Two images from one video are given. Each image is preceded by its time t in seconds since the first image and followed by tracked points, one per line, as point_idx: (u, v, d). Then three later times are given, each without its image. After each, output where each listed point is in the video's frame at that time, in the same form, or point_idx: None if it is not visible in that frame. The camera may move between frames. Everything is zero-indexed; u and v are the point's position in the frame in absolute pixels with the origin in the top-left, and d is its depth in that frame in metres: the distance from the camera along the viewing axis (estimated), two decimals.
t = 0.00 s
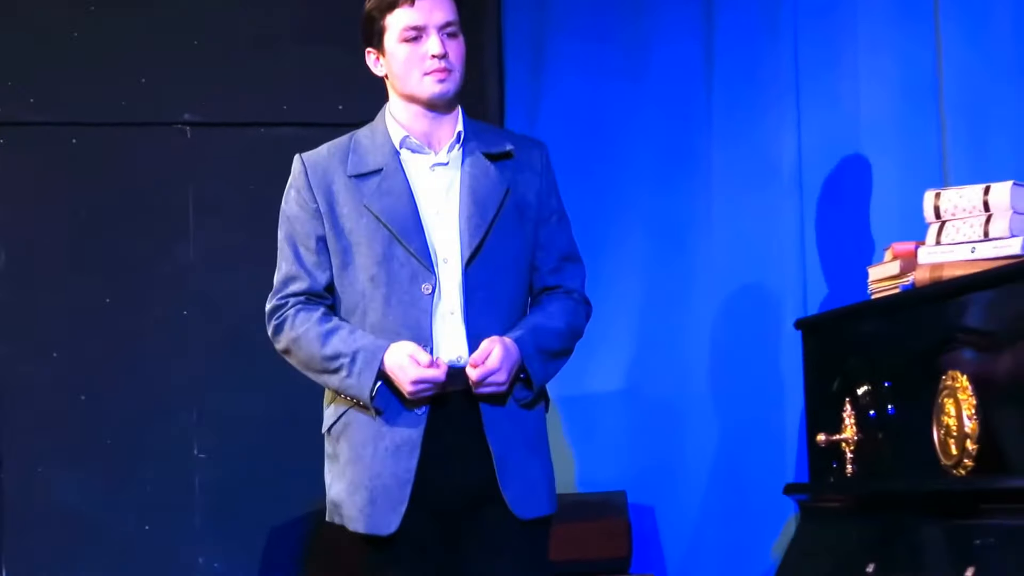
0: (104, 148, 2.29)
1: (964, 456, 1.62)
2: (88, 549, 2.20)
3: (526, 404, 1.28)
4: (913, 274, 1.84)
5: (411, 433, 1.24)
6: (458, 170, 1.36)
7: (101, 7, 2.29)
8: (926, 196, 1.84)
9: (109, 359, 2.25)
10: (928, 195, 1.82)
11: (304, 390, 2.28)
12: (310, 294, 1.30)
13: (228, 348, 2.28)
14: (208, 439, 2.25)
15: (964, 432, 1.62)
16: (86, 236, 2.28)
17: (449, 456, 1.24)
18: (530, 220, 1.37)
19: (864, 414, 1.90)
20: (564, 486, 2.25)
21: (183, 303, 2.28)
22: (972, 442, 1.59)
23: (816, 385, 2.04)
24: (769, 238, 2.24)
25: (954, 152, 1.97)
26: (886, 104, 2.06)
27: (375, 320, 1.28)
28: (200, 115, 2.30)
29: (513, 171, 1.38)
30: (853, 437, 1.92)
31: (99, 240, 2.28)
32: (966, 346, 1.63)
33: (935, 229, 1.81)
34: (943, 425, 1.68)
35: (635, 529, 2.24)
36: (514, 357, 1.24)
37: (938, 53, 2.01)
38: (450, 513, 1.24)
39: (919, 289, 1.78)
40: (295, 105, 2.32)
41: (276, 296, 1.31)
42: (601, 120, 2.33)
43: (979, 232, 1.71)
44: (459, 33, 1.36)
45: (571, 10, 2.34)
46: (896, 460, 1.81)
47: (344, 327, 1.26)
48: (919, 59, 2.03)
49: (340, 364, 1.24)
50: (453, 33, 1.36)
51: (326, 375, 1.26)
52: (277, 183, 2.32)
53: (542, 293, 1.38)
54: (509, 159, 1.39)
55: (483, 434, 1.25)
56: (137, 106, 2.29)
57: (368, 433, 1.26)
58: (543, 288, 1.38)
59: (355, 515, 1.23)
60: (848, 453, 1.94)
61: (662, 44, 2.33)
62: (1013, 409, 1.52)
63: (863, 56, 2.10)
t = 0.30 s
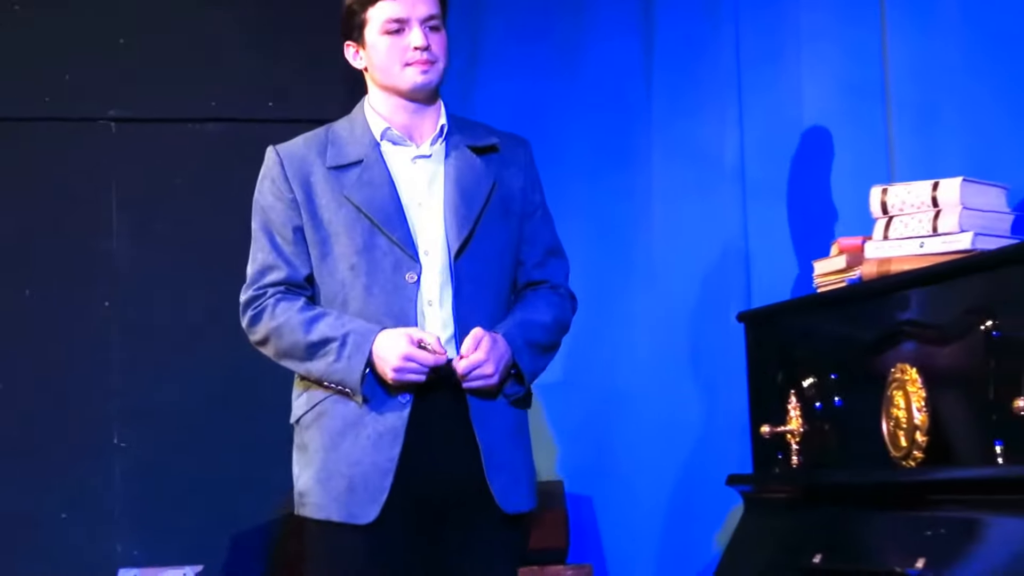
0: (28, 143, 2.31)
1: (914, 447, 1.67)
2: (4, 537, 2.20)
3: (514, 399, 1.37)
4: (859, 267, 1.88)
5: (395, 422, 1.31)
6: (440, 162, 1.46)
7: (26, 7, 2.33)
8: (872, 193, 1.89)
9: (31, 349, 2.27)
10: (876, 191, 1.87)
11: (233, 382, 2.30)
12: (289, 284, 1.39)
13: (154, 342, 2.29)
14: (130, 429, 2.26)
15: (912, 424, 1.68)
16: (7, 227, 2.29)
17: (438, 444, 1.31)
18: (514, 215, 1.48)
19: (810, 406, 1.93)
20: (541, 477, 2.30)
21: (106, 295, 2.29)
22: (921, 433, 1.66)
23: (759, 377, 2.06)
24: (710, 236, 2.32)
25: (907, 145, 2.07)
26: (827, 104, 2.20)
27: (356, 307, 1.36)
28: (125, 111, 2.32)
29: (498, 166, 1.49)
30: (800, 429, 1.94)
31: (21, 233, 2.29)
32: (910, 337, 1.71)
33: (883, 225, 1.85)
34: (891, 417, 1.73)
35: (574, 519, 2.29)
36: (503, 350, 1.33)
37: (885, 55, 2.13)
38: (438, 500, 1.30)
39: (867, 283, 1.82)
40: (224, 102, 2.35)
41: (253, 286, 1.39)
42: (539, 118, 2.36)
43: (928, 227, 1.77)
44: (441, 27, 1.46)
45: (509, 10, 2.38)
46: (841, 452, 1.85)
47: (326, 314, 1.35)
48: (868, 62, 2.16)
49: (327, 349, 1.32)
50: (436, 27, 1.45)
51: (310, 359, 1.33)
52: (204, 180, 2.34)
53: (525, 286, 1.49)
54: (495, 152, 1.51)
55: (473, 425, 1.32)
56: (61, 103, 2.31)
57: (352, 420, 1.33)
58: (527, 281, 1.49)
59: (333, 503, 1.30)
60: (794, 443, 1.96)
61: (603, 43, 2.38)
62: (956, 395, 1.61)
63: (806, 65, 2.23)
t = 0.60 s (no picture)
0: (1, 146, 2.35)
1: (856, 438, 1.73)
2: None
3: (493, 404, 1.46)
4: (805, 263, 1.92)
5: (367, 415, 1.36)
6: (421, 157, 1.51)
7: None
8: (817, 190, 1.93)
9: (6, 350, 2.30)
10: (820, 187, 1.91)
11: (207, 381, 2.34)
12: (266, 270, 1.45)
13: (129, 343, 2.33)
14: (105, 427, 2.30)
15: (855, 416, 1.74)
16: None
17: (406, 441, 1.37)
18: (492, 213, 1.55)
19: (757, 399, 1.97)
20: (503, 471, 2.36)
21: (79, 296, 2.33)
22: (864, 425, 1.71)
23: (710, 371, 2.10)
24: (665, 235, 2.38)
25: (852, 132, 2.10)
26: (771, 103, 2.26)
27: (332, 299, 1.42)
28: (97, 115, 2.37)
29: (479, 164, 1.56)
30: (748, 422, 1.98)
31: None
32: (854, 330, 1.76)
33: (828, 221, 1.90)
34: (835, 409, 1.79)
35: (534, 512, 2.36)
36: (483, 359, 1.41)
37: (829, 47, 2.18)
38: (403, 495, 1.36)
39: (813, 277, 1.86)
40: (192, 105, 2.40)
41: (232, 270, 1.45)
42: (503, 118, 2.45)
43: (870, 223, 1.81)
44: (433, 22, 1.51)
45: (476, 15, 2.47)
46: (788, 444, 1.90)
47: (302, 307, 1.40)
48: (813, 54, 2.20)
49: (302, 341, 1.37)
50: (425, 21, 1.50)
51: (283, 350, 1.39)
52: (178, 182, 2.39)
53: (505, 285, 1.57)
54: (475, 149, 1.58)
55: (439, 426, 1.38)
56: (33, 108, 2.35)
57: (326, 411, 1.38)
58: (507, 280, 1.57)
59: (305, 492, 1.35)
60: (742, 436, 2.01)
61: (562, 44, 2.47)
62: (899, 390, 1.67)
63: (755, 63, 2.29)
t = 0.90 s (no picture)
0: None
1: (800, 426, 1.82)
2: None
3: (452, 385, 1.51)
4: (755, 258, 2.00)
5: (343, 404, 1.43)
6: (396, 150, 1.59)
7: None
8: (766, 186, 2.01)
9: None
10: (769, 184, 1.99)
11: (189, 368, 2.39)
12: (247, 260, 1.52)
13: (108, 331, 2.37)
14: (86, 414, 2.33)
15: (799, 404, 1.82)
16: None
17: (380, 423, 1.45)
18: (461, 206, 1.63)
19: (707, 387, 2.05)
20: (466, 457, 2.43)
21: (59, 286, 2.37)
22: (807, 413, 1.80)
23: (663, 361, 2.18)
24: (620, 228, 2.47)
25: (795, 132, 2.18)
26: (722, 101, 2.34)
27: (309, 289, 1.50)
28: (76, 109, 2.40)
29: (451, 159, 1.63)
30: (698, 410, 2.07)
31: None
32: (797, 323, 1.83)
33: (776, 217, 1.97)
34: (780, 398, 1.87)
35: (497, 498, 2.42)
36: (444, 333, 1.46)
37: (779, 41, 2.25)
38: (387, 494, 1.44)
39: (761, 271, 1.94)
40: (168, 102, 2.44)
41: (212, 259, 1.52)
42: (471, 107, 2.50)
43: (816, 219, 1.88)
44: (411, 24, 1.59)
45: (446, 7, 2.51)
46: (736, 432, 1.98)
47: (280, 298, 1.47)
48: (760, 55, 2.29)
49: (278, 328, 1.44)
50: (404, 20, 1.57)
51: (260, 336, 1.46)
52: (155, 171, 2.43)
53: (466, 276, 1.64)
54: (447, 145, 1.65)
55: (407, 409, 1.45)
56: (11, 99, 2.38)
57: (302, 399, 1.44)
58: (468, 270, 1.64)
59: (279, 477, 1.41)
60: (693, 424, 2.10)
61: (525, 35, 2.54)
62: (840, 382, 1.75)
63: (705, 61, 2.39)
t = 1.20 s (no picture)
0: None
1: (745, 407, 1.94)
2: None
3: (425, 367, 1.92)
4: (703, 248, 2.12)
5: (312, 384, 1.82)
6: (369, 143, 1.95)
7: None
8: (714, 180, 2.12)
9: None
10: (718, 179, 2.10)
11: (171, 341, 2.61)
12: (227, 245, 1.87)
13: (97, 306, 2.58)
14: (72, 389, 2.54)
15: (743, 386, 1.94)
16: None
17: (349, 392, 1.84)
18: (434, 196, 2.00)
19: (658, 369, 2.17)
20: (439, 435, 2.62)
21: (48, 267, 2.57)
22: (751, 394, 1.92)
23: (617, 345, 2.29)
24: (578, 221, 2.60)
25: (745, 126, 2.27)
26: (676, 99, 2.45)
27: (285, 272, 1.85)
28: (64, 101, 2.60)
29: (424, 154, 2.00)
30: (648, 390, 2.19)
31: None
32: (743, 309, 1.95)
33: (724, 210, 2.08)
34: (726, 379, 1.99)
35: (460, 480, 2.61)
36: (418, 324, 1.85)
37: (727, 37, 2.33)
38: (352, 449, 1.83)
39: (709, 261, 2.06)
40: (150, 93, 2.64)
41: (196, 246, 1.87)
42: (437, 102, 2.70)
43: (762, 212, 2.00)
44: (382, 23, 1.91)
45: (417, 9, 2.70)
46: (684, 412, 2.10)
47: (257, 284, 1.83)
48: (711, 52, 2.39)
49: (258, 311, 1.80)
50: (377, 21, 1.89)
51: (240, 318, 1.81)
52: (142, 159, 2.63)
53: (444, 262, 2.02)
54: (421, 138, 2.01)
55: (380, 386, 1.84)
56: (9, 90, 2.58)
57: (277, 378, 1.84)
58: (445, 258, 2.02)
59: (262, 448, 1.81)
60: (644, 403, 2.22)
61: (494, 34, 2.71)
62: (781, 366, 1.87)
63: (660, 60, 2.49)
